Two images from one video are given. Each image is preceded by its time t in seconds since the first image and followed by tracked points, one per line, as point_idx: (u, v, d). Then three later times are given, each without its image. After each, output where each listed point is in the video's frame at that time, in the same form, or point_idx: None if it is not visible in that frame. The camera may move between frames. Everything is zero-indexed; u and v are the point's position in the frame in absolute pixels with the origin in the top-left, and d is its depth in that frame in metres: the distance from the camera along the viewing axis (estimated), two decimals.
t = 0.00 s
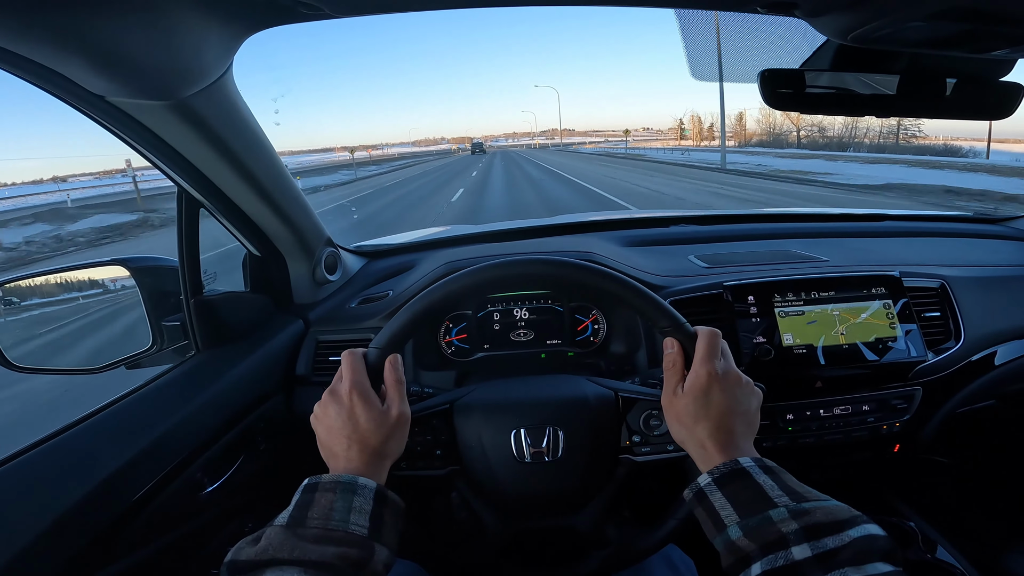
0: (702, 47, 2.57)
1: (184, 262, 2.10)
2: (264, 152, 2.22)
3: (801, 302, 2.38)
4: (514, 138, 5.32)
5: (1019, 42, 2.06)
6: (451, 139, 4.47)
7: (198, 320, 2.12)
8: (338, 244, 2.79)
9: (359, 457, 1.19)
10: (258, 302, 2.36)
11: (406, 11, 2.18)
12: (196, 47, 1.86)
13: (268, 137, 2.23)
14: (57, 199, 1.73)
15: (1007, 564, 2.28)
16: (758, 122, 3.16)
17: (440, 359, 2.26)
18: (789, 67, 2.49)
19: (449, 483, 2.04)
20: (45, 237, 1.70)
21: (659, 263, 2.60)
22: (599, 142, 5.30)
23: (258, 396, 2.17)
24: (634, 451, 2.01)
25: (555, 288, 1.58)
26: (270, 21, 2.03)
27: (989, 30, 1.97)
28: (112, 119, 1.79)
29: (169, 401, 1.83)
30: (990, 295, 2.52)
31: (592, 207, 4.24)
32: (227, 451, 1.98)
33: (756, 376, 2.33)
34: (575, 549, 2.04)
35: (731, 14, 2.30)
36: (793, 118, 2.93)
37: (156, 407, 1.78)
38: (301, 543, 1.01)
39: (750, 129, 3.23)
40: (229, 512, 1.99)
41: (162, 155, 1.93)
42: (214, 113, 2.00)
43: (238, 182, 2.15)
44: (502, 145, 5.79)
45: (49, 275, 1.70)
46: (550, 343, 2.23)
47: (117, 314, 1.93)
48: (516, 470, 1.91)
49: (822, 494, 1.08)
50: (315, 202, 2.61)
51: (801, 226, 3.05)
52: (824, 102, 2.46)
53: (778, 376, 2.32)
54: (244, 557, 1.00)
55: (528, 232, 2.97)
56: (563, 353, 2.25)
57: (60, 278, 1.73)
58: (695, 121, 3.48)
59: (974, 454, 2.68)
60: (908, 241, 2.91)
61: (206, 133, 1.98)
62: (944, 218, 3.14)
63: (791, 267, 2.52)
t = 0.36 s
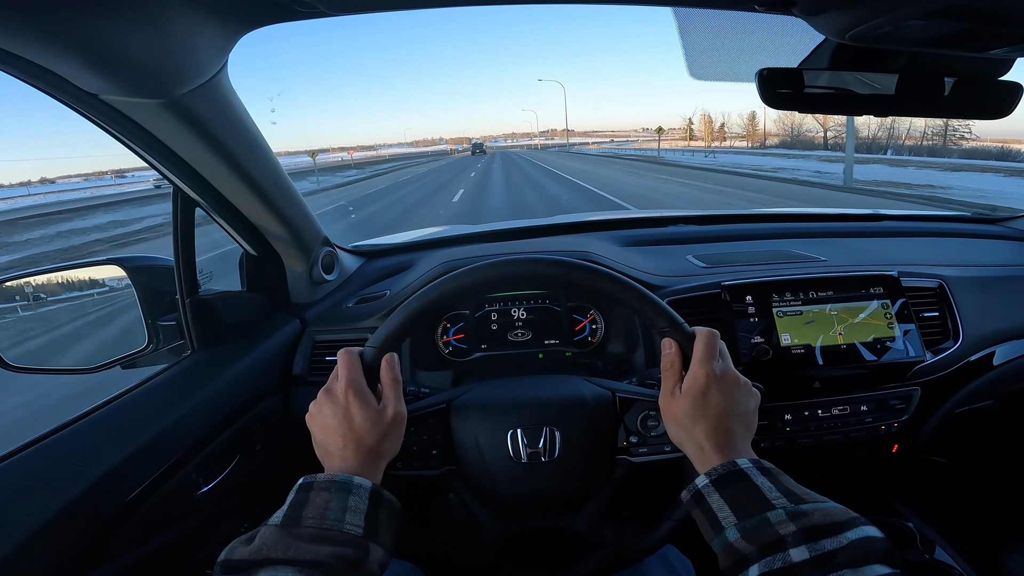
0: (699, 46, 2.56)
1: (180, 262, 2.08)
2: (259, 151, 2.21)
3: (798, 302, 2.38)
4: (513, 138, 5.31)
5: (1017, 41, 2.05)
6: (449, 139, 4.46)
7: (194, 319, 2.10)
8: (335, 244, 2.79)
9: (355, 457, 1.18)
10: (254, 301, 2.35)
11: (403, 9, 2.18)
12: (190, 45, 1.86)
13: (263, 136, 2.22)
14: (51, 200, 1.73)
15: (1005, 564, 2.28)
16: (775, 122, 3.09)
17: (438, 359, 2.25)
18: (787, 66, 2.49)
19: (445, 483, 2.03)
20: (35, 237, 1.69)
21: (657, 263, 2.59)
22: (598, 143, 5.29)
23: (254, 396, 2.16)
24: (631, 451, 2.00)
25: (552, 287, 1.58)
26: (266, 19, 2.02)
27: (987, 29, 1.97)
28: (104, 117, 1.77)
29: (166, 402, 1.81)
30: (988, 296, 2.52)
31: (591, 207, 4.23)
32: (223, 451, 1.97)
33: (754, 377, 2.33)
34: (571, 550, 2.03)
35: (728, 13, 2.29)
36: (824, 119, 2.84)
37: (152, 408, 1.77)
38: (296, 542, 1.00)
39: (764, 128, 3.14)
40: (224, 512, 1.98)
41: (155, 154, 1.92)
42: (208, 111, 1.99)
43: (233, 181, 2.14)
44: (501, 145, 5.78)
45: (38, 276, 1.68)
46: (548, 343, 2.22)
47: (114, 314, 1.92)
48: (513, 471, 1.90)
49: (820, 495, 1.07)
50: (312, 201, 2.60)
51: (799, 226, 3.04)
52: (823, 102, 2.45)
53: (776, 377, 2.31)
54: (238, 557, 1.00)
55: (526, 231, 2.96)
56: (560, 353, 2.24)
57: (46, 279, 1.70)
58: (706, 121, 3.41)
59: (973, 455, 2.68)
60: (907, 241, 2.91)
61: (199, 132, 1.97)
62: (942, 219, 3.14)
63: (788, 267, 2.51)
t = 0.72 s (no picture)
0: (688, 46, 2.56)
1: (173, 266, 2.08)
2: (248, 155, 2.20)
3: (792, 302, 2.38)
4: (510, 138, 5.33)
5: (1004, 40, 2.06)
6: (446, 140, 4.46)
7: (188, 322, 2.11)
8: (330, 246, 2.79)
9: (345, 457, 1.18)
10: (248, 304, 2.35)
11: (391, 13, 2.18)
12: (173, 50, 1.85)
13: (253, 140, 2.22)
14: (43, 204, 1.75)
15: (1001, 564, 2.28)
16: (795, 122, 2.98)
17: (432, 361, 2.25)
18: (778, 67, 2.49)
19: (438, 484, 2.03)
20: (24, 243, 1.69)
21: (650, 264, 2.59)
22: (595, 142, 5.29)
23: (248, 399, 2.16)
24: (621, 453, 2.00)
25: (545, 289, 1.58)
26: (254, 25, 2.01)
27: (973, 27, 1.97)
28: (89, 123, 1.78)
29: (160, 405, 1.82)
30: (982, 295, 2.52)
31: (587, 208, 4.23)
32: (216, 454, 1.97)
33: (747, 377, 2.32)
34: (564, 552, 2.03)
35: (715, 14, 2.29)
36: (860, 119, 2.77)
37: (146, 411, 1.77)
38: (285, 542, 1.00)
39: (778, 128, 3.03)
40: (218, 515, 1.98)
41: (143, 160, 1.93)
42: (193, 117, 1.99)
43: (222, 186, 2.14)
44: (499, 146, 5.78)
45: (26, 281, 1.68)
46: (542, 345, 2.22)
47: (108, 318, 1.92)
48: (505, 472, 1.90)
49: (808, 498, 1.07)
50: (306, 205, 2.60)
51: (794, 225, 3.04)
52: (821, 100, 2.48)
53: (770, 377, 2.31)
54: (227, 556, 0.99)
55: (521, 232, 2.96)
56: (554, 354, 2.24)
57: (32, 284, 1.69)
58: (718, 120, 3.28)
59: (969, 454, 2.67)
60: (902, 240, 2.91)
61: (186, 138, 1.97)
62: (937, 217, 3.14)
63: (782, 267, 2.51)
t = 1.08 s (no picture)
0: (698, 47, 2.56)
1: (184, 266, 2.10)
2: (263, 155, 2.21)
3: (800, 303, 2.39)
4: (513, 138, 5.36)
5: (1011, 44, 2.09)
6: (446, 140, 4.47)
7: (198, 321, 2.13)
8: (337, 246, 2.80)
9: (360, 461, 1.19)
10: (257, 304, 2.36)
11: (405, 14, 2.19)
12: (197, 50, 1.86)
13: (268, 140, 2.22)
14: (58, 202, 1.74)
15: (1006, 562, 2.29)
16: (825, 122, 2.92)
17: (441, 361, 2.26)
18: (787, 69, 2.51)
19: (449, 485, 2.03)
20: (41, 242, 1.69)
21: (657, 265, 2.61)
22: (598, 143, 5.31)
23: (258, 399, 2.16)
24: (635, 451, 2.02)
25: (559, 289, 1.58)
26: (273, 26, 2.02)
27: (983, 31, 1.99)
28: (109, 120, 1.79)
29: (169, 403, 1.83)
30: (986, 296, 2.54)
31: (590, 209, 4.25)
32: (227, 453, 1.97)
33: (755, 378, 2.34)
34: (574, 551, 2.04)
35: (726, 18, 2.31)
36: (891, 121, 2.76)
37: (156, 411, 1.78)
38: (304, 546, 1.01)
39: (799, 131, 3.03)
40: (229, 515, 1.99)
41: (161, 157, 1.93)
42: (213, 116, 2.00)
43: (237, 185, 2.15)
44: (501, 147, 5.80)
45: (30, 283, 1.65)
46: (550, 345, 2.23)
47: (120, 317, 1.93)
48: (515, 472, 1.91)
49: (822, 491, 1.08)
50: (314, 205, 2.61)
51: (799, 227, 3.06)
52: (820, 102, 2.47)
53: (777, 378, 2.32)
54: (248, 561, 1.01)
55: (527, 233, 2.97)
56: (562, 354, 2.25)
57: (38, 284, 1.67)
58: (735, 117, 3.16)
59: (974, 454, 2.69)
60: (905, 241, 2.93)
61: (205, 136, 1.98)
62: (940, 219, 3.16)
63: (789, 268, 2.52)
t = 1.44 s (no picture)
0: (690, 48, 2.56)
1: (178, 266, 2.10)
2: (255, 156, 2.21)
3: (793, 304, 2.40)
4: (511, 137, 5.36)
5: (1004, 45, 2.09)
6: (443, 140, 4.47)
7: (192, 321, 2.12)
8: (332, 247, 2.80)
9: (351, 463, 1.19)
10: (252, 305, 2.36)
11: (398, 15, 2.19)
12: (187, 52, 1.86)
13: (260, 142, 2.23)
14: (50, 203, 1.75)
15: (1000, 563, 2.30)
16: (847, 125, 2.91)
17: (435, 362, 2.26)
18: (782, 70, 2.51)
19: (442, 487, 2.04)
20: (28, 244, 1.69)
21: (652, 266, 2.61)
22: (596, 143, 5.31)
23: (251, 399, 2.17)
24: (625, 451, 2.02)
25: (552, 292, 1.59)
26: (264, 28, 2.02)
27: (976, 32, 1.99)
28: (100, 123, 1.80)
29: (164, 405, 1.83)
30: (980, 297, 2.54)
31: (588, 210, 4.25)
32: (221, 454, 1.98)
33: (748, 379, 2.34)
34: (567, 552, 2.04)
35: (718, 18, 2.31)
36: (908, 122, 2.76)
37: (149, 412, 1.78)
38: (293, 548, 1.01)
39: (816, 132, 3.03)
40: (223, 516, 1.99)
41: (152, 160, 1.94)
42: (204, 118, 2.00)
43: (230, 187, 2.15)
44: (500, 147, 5.80)
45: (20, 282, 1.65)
46: (544, 345, 2.23)
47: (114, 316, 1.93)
48: (508, 473, 1.92)
49: (810, 493, 1.08)
50: (309, 205, 2.61)
51: (794, 228, 3.06)
52: (819, 103, 2.48)
53: (771, 379, 2.32)
54: (238, 563, 1.01)
55: (522, 234, 2.97)
56: (556, 355, 2.25)
57: (37, 284, 1.70)
58: (752, 119, 3.08)
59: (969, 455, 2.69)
60: (901, 243, 2.93)
61: (196, 139, 1.99)
62: (937, 219, 3.16)
63: (783, 269, 2.53)
